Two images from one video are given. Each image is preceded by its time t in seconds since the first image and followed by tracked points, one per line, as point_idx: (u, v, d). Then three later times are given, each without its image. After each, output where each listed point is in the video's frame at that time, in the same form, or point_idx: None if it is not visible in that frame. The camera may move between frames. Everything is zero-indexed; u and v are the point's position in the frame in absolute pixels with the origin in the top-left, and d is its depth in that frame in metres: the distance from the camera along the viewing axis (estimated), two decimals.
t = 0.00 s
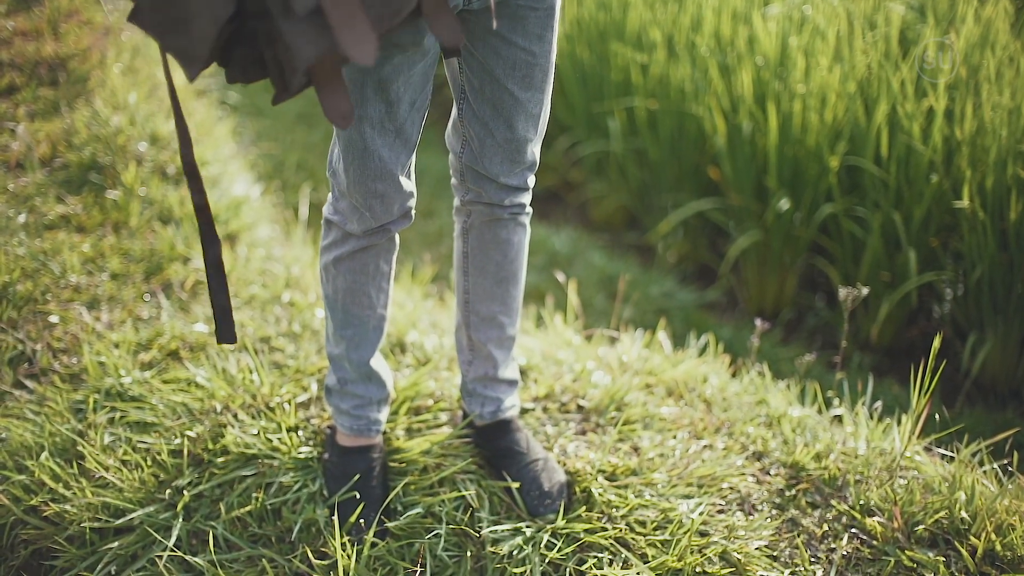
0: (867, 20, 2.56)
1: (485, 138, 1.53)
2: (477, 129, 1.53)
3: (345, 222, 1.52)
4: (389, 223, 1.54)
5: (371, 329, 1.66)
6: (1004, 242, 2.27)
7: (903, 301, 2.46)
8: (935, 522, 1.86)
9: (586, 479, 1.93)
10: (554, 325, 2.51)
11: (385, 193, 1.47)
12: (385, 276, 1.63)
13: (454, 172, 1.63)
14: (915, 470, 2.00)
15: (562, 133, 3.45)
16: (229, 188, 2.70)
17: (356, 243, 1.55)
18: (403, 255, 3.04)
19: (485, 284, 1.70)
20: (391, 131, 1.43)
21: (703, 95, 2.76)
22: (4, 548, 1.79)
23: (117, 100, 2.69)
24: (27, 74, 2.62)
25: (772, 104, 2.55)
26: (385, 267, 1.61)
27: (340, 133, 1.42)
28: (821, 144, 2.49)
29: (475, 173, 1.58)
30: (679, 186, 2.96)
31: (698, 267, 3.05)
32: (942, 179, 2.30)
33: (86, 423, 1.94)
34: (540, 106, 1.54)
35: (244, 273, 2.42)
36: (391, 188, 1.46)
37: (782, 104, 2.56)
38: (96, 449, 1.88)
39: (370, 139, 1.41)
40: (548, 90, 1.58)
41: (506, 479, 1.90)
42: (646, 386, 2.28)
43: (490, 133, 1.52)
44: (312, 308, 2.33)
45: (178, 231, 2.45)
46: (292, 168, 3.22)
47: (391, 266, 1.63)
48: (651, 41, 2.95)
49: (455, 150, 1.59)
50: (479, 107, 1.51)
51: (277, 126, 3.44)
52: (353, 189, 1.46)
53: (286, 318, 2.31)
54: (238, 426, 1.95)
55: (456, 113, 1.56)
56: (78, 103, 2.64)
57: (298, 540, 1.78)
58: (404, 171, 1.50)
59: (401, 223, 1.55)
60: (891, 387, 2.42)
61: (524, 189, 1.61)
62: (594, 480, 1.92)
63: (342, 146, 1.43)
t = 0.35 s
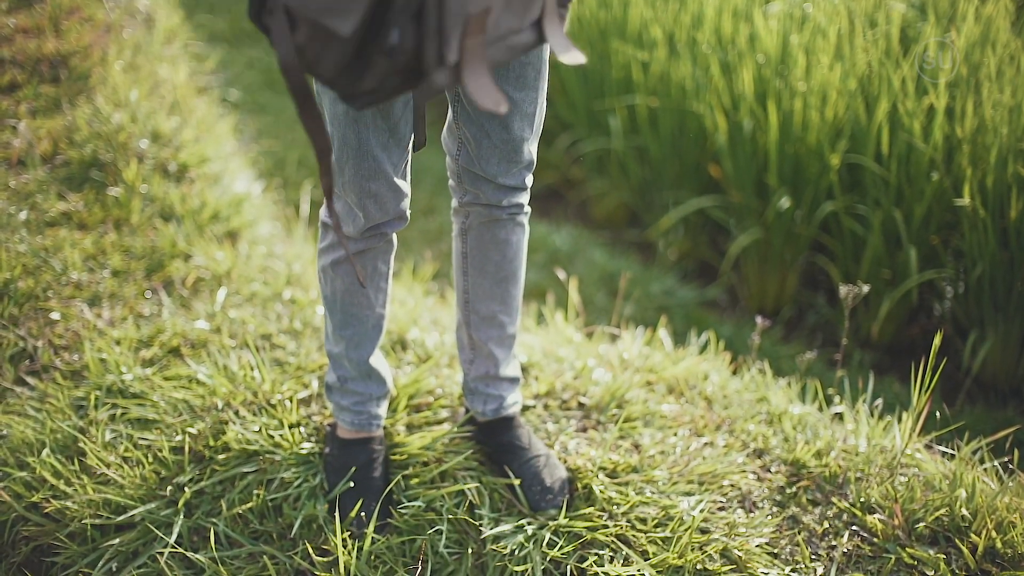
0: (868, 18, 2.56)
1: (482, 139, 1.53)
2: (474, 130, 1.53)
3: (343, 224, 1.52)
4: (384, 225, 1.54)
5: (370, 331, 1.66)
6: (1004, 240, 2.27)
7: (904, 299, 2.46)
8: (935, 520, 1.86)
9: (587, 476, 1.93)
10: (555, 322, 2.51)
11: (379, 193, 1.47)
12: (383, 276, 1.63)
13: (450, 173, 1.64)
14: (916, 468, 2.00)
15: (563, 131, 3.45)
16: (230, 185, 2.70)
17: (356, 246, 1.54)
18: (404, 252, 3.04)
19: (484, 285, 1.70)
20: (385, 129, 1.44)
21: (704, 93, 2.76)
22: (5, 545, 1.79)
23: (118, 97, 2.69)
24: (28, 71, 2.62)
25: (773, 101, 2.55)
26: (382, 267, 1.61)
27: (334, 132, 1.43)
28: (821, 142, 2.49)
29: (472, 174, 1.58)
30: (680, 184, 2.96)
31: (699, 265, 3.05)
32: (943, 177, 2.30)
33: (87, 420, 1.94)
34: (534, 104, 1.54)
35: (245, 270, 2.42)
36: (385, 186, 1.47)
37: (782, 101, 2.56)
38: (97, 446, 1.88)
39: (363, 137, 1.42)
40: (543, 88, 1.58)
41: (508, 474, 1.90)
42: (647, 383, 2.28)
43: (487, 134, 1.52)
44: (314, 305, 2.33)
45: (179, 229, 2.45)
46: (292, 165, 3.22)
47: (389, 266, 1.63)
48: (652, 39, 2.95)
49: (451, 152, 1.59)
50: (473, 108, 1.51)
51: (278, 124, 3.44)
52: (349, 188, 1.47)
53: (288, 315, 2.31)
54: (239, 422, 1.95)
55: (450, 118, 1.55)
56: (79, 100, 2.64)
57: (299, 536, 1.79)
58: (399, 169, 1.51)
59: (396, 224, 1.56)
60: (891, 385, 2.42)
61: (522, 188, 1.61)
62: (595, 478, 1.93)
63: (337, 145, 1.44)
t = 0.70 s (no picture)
0: (867, 21, 2.57)
1: (480, 143, 1.52)
2: (469, 135, 1.51)
3: (327, 227, 1.53)
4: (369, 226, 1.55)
5: (359, 334, 1.66)
6: (1003, 243, 2.28)
7: (903, 302, 2.46)
8: (934, 522, 1.86)
9: (586, 478, 1.94)
10: (555, 325, 2.51)
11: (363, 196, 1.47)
12: (371, 279, 1.63)
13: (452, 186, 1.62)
14: (915, 470, 2.00)
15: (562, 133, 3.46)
16: (230, 187, 2.71)
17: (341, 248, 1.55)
18: (404, 255, 3.05)
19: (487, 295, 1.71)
20: (366, 132, 1.44)
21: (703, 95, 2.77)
22: (5, 547, 1.80)
23: (119, 100, 2.69)
24: (28, 73, 2.63)
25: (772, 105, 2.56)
26: (369, 270, 1.62)
27: (314, 136, 1.43)
28: (820, 145, 2.50)
29: (473, 187, 1.56)
30: (679, 187, 2.97)
31: (698, 268, 3.05)
32: (942, 181, 2.30)
33: (87, 422, 1.95)
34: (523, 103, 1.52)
35: (245, 273, 2.42)
36: (368, 189, 1.47)
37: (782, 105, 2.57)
38: (98, 448, 1.88)
39: (344, 141, 1.42)
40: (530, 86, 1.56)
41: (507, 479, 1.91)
42: (646, 385, 2.29)
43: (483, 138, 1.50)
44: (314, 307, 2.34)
45: (179, 231, 2.45)
46: (292, 167, 3.22)
47: (376, 268, 1.63)
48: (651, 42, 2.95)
49: (451, 162, 1.57)
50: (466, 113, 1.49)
51: (278, 126, 3.44)
52: (332, 192, 1.47)
53: (287, 317, 2.31)
54: (240, 424, 1.96)
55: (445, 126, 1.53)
56: (80, 102, 2.64)
57: (299, 538, 1.79)
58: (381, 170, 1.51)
59: (379, 225, 1.56)
60: (891, 388, 2.42)
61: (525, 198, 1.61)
62: (595, 479, 1.93)
63: (318, 150, 1.44)
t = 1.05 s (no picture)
0: (867, 25, 2.58)
1: (478, 151, 1.51)
2: (468, 142, 1.51)
3: (337, 248, 1.53)
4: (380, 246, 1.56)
5: (364, 351, 1.67)
6: (1002, 246, 2.28)
7: (903, 305, 2.47)
8: (933, 525, 1.86)
9: (587, 481, 1.94)
10: (556, 327, 2.52)
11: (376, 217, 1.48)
12: (378, 294, 1.63)
13: (444, 199, 1.61)
14: (914, 473, 2.01)
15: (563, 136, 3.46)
16: (231, 190, 2.71)
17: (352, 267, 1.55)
18: (405, 257, 3.05)
19: (486, 309, 1.67)
20: (380, 145, 1.43)
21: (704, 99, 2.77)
22: (7, 548, 1.80)
23: (120, 102, 2.69)
24: (29, 76, 2.63)
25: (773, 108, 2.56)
26: (376, 286, 1.62)
27: (328, 153, 1.41)
28: (821, 149, 2.50)
29: (470, 193, 1.56)
30: (680, 189, 2.97)
31: (698, 270, 3.05)
32: (942, 184, 2.31)
33: (89, 424, 1.95)
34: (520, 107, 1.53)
35: (245, 275, 2.42)
36: (379, 204, 1.47)
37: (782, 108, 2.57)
38: (99, 449, 1.89)
39: (360, 158, 1.42)
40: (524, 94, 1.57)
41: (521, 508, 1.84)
42: (646, 388, 2.29)
43: (483, 143, 1.51)
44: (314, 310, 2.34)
45: (180, 233, 2.45)
46: (293, 170, 3.22)
47: (383, 283, 1.64)
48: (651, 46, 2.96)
49: (447, 173, 1.57)
50: (467, 119, 1.48)
51: (278, 129, 3.44)
52: (344, 210, 1.47)
53: (288, 320, 2.31)
54: (240, 426, 1.96)
55: (441, 135, 1.53)
56: (80, 105, 2.65)
57: (299, 540, 1.80)
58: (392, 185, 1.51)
59: (389, 244, 1.57)
60: (891, 390, 2.43)
61: (517, 202, 1.62)
62: (595, 482, 1.93)
63: (330, 167, 1.43)
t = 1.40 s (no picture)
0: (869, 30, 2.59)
1: (515, 160, 1.48)
2: (503, 152, 1.48)
3: (386, 279, 1.43)
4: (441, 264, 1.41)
5: (404, 386, 1.60)
6: (1003, 250, 2.29)
7: (904, 309, 2.47)
8: (935, 527, 1.87)
9: (589, 485, 1.94)
10: (558, 331, 2.52)
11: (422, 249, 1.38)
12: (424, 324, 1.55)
13: (479, 209, 1.56)
14: (916, 476, 2.01)
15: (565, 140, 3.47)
16: (233, 194, 2.71)
17: (398, 301, 1.46)
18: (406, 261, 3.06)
19: (511, 318, 1.65)
20: (432, 157, 1.36)
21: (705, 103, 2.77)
22: (9, 551, 1.79)
23: (122, 106, 2.70)
24: (31, 80, 2.64)
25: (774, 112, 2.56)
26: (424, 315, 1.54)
27: (378, 170, 1.33)
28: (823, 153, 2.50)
29: (509, 205, 1.51)
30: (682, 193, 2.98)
31: (700, 274, 3.06)
32: (944, 188, 2.32)
33: (91, 426, 1.95)
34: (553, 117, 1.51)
35: (248, 278, 2.42)
36: (441, 220, 1.39)
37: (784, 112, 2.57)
38: (102, 452, 1.89)
39: (411, 178, 1.34)
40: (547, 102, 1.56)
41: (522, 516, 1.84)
42: (648, 391, 2.29)
43: (520, 152, 1.47)
44: (317, 314, 2.35)
45: (183, 237, 2.46)
46: (295, 174, 3.23)
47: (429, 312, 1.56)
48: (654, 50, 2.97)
49: (482, 185, 1.52)
50: (502, 128, 1.46)
51: (280, 133, 3.44)
52: (405, 234, 1.37)
53: (291, 323, 2.32)
54: (243, 428, 1.96)
55: (477, 144, 1.49)
56: (83, 109, 2.65)
57: (301, 542, 1.80)
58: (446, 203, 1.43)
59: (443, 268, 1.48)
60: (892, 394, 2.43)
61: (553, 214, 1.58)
62: (598, 485, 1.94)
63: (380, 188, 1.35)
